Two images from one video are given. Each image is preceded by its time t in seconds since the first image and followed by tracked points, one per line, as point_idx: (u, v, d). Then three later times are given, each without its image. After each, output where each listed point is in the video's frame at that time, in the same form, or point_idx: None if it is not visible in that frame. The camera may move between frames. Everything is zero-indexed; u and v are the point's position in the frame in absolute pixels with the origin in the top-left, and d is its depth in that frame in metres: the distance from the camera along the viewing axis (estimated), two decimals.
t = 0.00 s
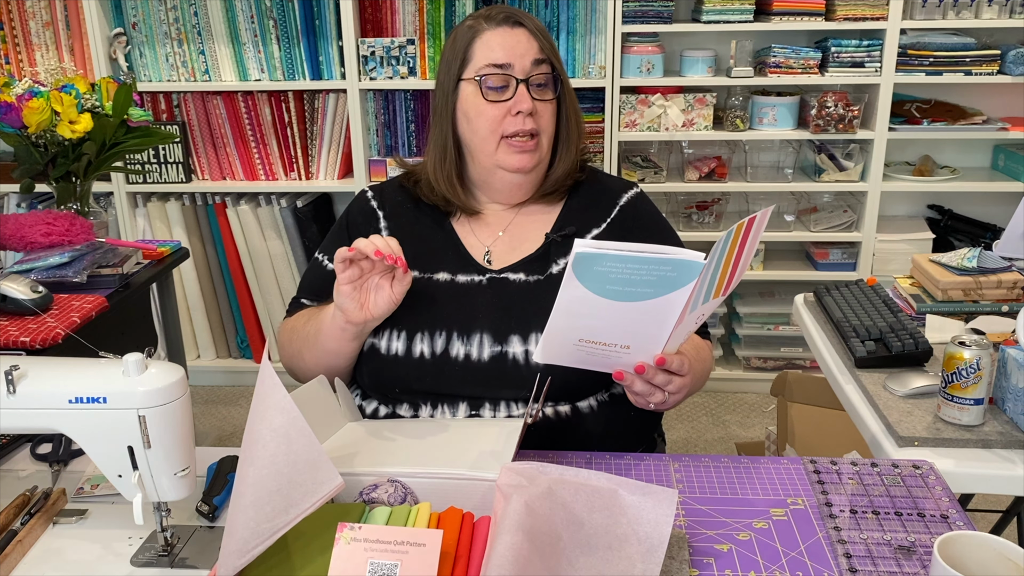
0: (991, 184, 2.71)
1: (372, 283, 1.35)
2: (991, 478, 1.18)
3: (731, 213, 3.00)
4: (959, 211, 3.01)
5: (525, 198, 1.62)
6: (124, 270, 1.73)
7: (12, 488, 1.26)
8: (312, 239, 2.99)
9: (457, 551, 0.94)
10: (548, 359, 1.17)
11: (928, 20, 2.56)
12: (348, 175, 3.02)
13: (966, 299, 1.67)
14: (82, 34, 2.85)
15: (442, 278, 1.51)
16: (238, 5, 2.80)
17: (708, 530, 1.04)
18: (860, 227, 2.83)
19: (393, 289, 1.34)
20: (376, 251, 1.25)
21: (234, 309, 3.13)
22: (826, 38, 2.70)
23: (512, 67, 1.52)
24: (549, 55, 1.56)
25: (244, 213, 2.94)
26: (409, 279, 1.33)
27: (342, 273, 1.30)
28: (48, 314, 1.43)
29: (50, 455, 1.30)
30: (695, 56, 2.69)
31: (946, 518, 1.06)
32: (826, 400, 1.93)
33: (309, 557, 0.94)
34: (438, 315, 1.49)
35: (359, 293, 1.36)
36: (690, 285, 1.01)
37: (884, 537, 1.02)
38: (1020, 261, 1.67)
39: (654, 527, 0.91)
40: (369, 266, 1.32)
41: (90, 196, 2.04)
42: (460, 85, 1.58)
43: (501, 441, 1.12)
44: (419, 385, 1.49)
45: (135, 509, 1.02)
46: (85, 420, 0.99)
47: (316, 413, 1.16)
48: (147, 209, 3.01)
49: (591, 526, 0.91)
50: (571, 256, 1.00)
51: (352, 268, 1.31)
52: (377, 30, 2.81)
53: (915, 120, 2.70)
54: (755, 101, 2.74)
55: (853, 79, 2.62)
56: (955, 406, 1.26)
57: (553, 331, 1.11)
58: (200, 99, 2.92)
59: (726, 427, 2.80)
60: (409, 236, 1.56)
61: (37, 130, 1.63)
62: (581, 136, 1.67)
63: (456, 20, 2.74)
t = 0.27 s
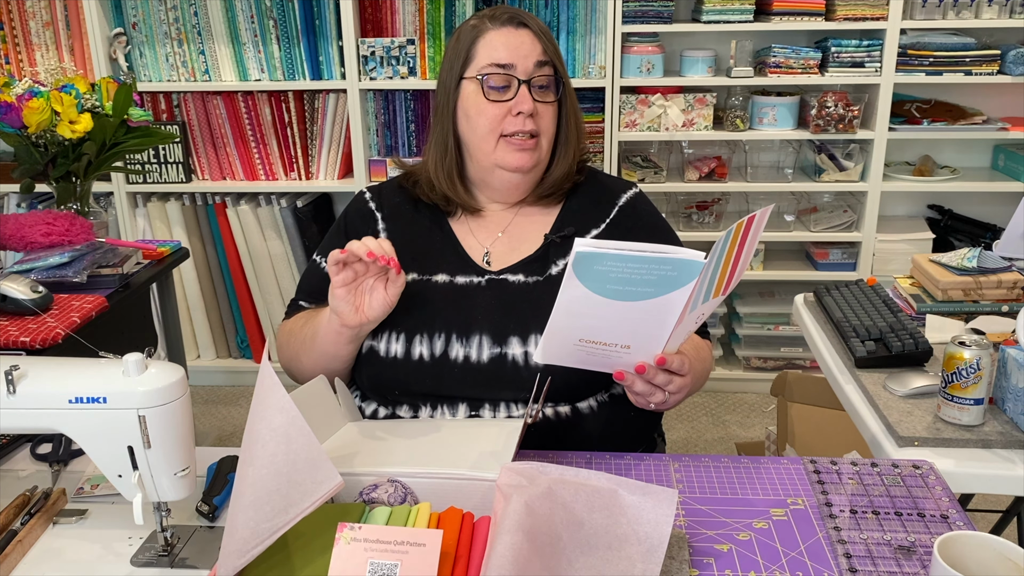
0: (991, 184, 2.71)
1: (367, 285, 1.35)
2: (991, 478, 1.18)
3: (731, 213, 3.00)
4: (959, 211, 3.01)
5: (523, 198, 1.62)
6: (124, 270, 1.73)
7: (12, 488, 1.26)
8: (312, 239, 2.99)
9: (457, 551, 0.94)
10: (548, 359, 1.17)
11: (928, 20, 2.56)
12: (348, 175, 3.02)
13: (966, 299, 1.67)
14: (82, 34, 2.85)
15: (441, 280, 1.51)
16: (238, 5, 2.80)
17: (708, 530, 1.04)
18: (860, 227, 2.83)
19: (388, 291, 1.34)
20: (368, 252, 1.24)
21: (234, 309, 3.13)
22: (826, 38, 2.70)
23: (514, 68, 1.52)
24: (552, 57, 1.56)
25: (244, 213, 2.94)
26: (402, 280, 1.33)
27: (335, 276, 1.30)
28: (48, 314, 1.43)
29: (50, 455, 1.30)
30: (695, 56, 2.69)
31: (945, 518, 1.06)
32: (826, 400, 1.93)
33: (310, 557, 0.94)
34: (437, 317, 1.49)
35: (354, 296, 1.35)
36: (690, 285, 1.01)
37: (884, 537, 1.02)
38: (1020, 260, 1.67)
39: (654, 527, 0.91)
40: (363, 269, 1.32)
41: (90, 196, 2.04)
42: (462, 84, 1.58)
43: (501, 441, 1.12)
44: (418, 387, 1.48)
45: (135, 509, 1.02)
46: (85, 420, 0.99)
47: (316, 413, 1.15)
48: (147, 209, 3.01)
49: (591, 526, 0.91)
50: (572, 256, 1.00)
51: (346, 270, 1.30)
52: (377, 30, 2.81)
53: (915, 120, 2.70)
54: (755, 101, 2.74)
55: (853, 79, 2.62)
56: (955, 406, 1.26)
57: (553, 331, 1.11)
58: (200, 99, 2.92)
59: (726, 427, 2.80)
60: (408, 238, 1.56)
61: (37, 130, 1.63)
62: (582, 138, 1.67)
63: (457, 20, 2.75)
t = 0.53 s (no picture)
0: (991, 184, 2.71)
1: (361, 296, 1.35)
2: (991, 478, 1.18)
3: (731, 213, 3.00)
4: (959, 211, 3.01)
5: (523, 199, 1.62)
6: (124, 270, 1.73)
7: (12, 488, 1.26)
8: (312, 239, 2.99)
9: (457, 551, 0.94)
10: (549, 361, 1.17)
11: (928, 20, 2.56)
12: (348, 175, 3.02)
13: (966, 299, 1.67)
14: (82, 34, 2.85)
15: (440, 281, 1.51)
16: (238, 5, 2.80)
17: (708, 530, 1.04)
18: (860, 227, 2.83)
19: (381, 302, 1.33)
20: (358, 266, 1.24)
21: (234, 309, 3.13)
22: (826, 38, 2.70)
23: (513, 69, 1.52)
24: (550, 58, 1.56)
25: (244, 213, 2.95)
26: (395, 290, 1.32)
27: (327, 289, 1.30)
28: (49, 314, 1.43)
29: (50, 455, 1.30)
30: (695, 56, 2.69)
31: (946, 518, 1.06)
32: (826, 400, 1.93)
33: (310, 556, 0.94)
34: (437, 318, 1.49)
35: (348, 307, 1.35)
36: (693, 288, 1.01)
37: (884, 537, 1.03)
38: (1020, 260, 1.67)
39: (654, 527, 0.91)
40: (355, 280, 1.32)
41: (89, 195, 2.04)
42: (460, 86, 1.58)
43: (501, 442, 1.12)
44: (418, 388, 1.48)
45: (135, 509, 1.02)
46: (85, 420, 0.99)
47: (316, 413, 1.15)
48: (147, 209, 3.01)
49: (591, 526, 0.91)
50: (574, 258, 1.00)
51: (337, 283, 1.30)
52: (377, 30, 2.81)
53: (915, 120, 2.70)
54: (755, 101, 2.74)
55: (853, 79, 2.62)
56: (955, 406, 1.26)
57: (555, 333, 1.11)
58: (200, 99, 2.92)
59: (726, 427, 2.80)
60: (407, 239, 1.57)
61: (37, 130, 1.63)
62: (581, 138, 1.67)
63: (457, 20, 2.75)
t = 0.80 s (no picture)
0: (990, 184, 2.71)
1: (360, 286, 1.35)
2: (990, 478, 1.18)
3: (731, 213, 3.00)
4: (959, 211, 3.01)
5: (525, 198, 1.62)
6: (124, 270, 1.73)
7: (12, 488, 1.26)
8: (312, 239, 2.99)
9: (457, 551, 0.94)
10: (547, 360, 1.17)
11: (928, 20, 2.56)
12: (348, 175, 3.02)
13: (966, 299, 1.67)
14: (82, 34, 2.85)
15: (441, 281, 1.51)
16: (239, 5, 2.80)
17: (708, 530, 1.04)
18: (860, 227, 2.83)
19: (381, 291, 1.34)
20: (357, 253, 1.24)
21: (234, 309, 3.13)
22: (826, 38, 2.70)
23: (510, 68, 1.52)
24: (547, 55, 1.56)
25: (244, 213, 2.95)
26: (394, 280, 1.33)
27: (327, 279, 1.30)
28: (49, 314, 1.43)
29: (50, 455, 1.31)
30: (695, 56, 2.69)
31: (945, 518, 1.06)
32: (826, 400, 1.94)
33: (310, 557, 0.94)
34: (437, 318, 1.49)
35: (348, 299, 1.35)
36: (690, 286, 1.01)
37: (884, 537, 1.03)
38: (1020, 260, 1.67)
39: (654, 527, 0.91)
40: (355, 270, 1.32)
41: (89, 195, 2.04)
42: (459, 87, 1.58)
43: (501, 442, 1.12)
44: (418, 388, 1.49)
45: (135, 509, 1.02)
46: (85, 419, 0.99)
47: (316, 413, 1.15)
48: (147, 209, 3.01)
49: (591, 526, 0.91)
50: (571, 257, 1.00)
51: (337, 272, 1.31)
52: (377, 30, 2.81)
53: (915, 120, 2.70)
54: (755, 101, 2.74)
55: (853, 79, 2.62)
56: (955, 406, 1.26)
57: (552, 333, 1.12)
58: (200, 99, 2.92)
59: (726, 427, 2.80)
60: (407, 239, 1.57)
61: (37, 130, 1.63)
62: (581, 136, 1.67)
63: (457, 20, 2.75)
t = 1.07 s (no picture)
0: (990, 184, 2.71)
1: (360, 284, 1.36)
2: (990, 478, 1.18)
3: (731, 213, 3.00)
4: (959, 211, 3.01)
5: (525, 197, 1.62)
6: (124, 270, 1.73)
7: (12, 488, 1.26)
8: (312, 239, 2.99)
9: (457, 551, 0.94)
10: (545, 359, 1.17)
11: (928, 20, 2.56)
12: (348, 175, 3.02)
13: (966, 299, 1.67)
14: (82, 34, 2.85)
15: (440, 281, 1.51)
16: (239, 5, 2.80)
17: (708, 530, 1.04)
18: (860, 227, 2.83)
19: (380, 289, 1.34)
20: (356, 251, 1.24)
21: (234, 309, 3.13)
22: (826, 38, 2.70)
23: (510, 67, 1.52)
24: (546, 54, 1.56)
25: (244, 213, 2.95)
26: (393, 277, 1.33)
27: (326, 277, 1.31)
28: (48, 314, 1.43)
29: (50, 455, 1.31)
30: (695, 56, 2.69)
31: (946, 518, 1.06)
32: (826, 400, 1.94)
33: (310, 557, 0.94)
34: (437, 318, 1.49)
35: (347, 296, 1.36)
36: (687, 284, 1.01)
37: (884, 537, 1.03)
38: (1020, 260, 1.67)
39: (654, 528, 0.91)
40: (354, 268, 1.32)
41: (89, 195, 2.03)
42: (458, 86, 1.58)
43: (501, 442, 1.12)
44: (418, 388, 1.48)
45: (135, 509, 1.02)
46: (85, 419, 0.99)
47: (315, 412, 1.15)
48: (147, 209, 3.01)
49: (591, 525, 0.91)
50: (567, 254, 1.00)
51: (336, 271, 1.31)
52: (377, 30, 2.81)
53: (915, 120, 2.70)
54: (755, 101, 2.74)
55: (853, 79, 2.62)
56: (955, 406, 1.26)
57: (550, 332, 1.12)
58: (200, 99, 2.92)
59: (726, 427, 2.80)
60: (408, 239, 1.57)
61: (37, 130, 1.63)
62: (581, 135, 1.67)
63: (457, 20, 2.75)
